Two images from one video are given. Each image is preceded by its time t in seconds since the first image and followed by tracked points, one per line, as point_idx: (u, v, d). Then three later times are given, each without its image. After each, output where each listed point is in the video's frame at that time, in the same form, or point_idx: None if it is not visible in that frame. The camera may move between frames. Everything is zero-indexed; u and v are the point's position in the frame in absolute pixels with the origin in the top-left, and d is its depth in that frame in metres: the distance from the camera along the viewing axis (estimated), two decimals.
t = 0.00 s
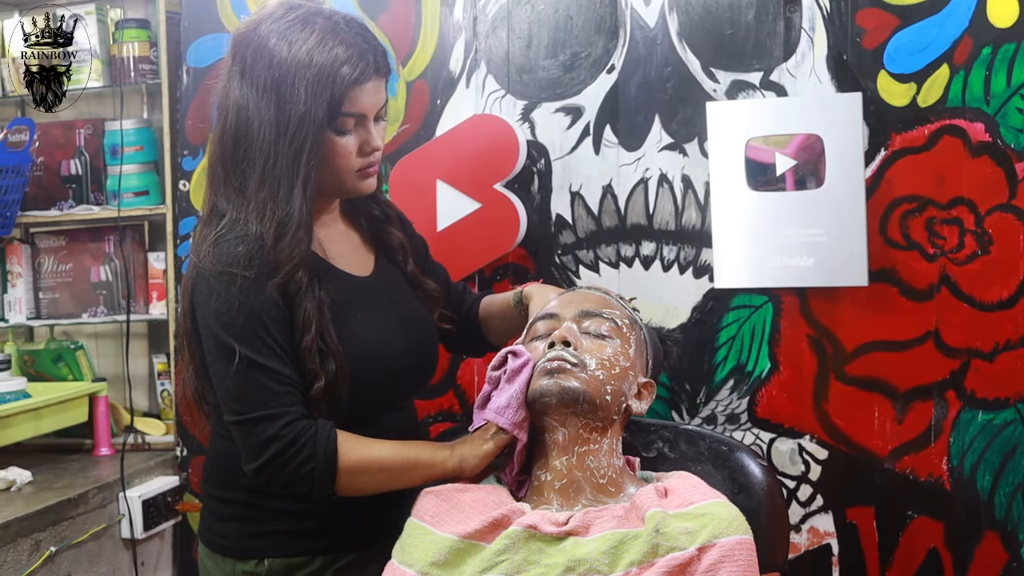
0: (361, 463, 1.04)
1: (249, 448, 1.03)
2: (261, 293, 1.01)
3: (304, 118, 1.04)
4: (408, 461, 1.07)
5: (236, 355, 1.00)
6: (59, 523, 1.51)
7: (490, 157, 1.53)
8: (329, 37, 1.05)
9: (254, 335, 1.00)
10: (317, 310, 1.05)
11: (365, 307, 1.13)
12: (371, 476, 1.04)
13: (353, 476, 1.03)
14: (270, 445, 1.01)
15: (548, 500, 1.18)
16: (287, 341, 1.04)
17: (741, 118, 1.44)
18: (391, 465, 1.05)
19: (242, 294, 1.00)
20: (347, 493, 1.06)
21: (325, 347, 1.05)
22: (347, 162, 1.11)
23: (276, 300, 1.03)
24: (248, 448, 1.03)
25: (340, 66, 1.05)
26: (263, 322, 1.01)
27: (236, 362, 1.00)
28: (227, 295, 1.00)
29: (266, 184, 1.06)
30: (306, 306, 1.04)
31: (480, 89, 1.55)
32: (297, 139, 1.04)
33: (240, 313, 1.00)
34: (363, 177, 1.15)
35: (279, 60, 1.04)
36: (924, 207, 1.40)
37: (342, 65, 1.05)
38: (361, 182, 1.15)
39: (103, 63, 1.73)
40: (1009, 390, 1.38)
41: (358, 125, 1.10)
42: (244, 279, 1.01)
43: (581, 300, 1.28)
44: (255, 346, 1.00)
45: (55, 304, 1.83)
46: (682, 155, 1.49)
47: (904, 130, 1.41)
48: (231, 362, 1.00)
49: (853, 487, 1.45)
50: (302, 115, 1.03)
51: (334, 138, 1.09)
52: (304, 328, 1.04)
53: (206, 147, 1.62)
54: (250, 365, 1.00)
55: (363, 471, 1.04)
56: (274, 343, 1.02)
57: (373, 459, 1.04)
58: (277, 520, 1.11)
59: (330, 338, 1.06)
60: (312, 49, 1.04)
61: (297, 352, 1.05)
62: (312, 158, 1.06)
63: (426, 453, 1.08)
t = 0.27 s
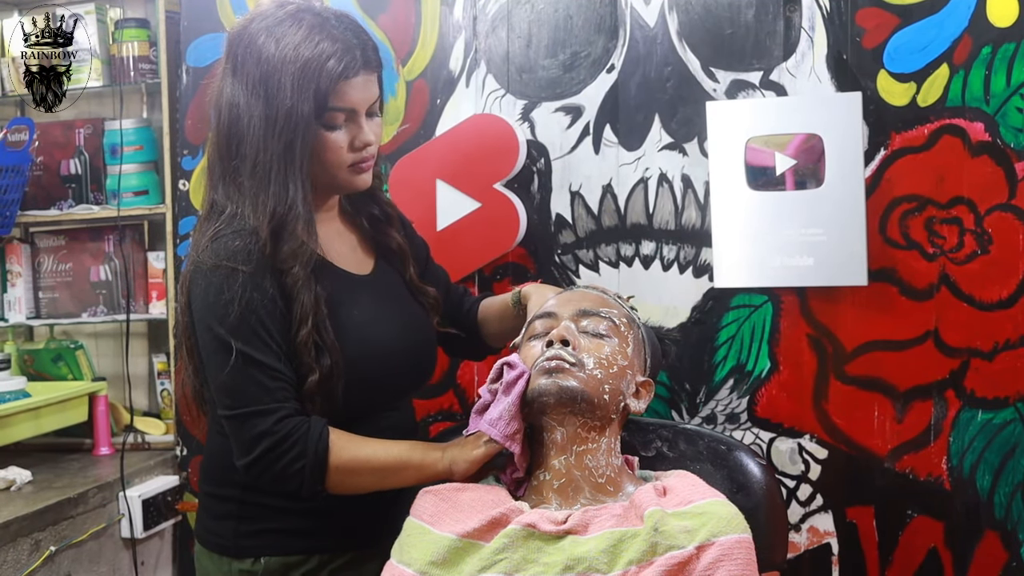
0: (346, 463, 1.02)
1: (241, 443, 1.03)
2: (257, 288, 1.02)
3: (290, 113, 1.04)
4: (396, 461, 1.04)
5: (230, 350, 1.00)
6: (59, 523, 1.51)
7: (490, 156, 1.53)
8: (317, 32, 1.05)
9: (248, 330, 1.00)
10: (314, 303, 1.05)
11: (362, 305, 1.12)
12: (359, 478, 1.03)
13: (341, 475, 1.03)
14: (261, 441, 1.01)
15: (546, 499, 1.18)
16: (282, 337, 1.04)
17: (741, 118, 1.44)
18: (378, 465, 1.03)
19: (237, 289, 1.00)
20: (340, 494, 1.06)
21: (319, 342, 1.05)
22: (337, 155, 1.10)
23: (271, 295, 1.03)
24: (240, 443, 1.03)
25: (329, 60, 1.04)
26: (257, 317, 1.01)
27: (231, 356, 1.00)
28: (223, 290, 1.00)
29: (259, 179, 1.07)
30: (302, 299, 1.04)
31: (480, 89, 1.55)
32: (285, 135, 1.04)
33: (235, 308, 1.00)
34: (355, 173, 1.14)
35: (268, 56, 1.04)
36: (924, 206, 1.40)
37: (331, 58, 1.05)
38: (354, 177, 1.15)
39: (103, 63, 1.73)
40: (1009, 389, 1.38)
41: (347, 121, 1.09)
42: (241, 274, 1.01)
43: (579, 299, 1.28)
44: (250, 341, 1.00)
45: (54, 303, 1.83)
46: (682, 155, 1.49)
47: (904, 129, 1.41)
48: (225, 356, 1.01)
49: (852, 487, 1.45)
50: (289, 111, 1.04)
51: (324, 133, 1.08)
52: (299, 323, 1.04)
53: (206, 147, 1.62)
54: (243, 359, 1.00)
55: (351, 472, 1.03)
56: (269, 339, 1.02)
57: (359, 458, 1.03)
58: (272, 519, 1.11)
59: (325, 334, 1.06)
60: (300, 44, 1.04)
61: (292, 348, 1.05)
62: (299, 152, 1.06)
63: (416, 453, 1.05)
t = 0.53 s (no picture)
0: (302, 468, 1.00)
1: (206, 425, 1.04)
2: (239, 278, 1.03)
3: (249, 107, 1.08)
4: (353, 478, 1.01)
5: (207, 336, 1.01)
6: (59, 523, 1.51)
7: (491, 156, 1.52)
8: (293, 32, 1.08)
9: (227, 317, 1.01)
10: (298, 282, 1.05)
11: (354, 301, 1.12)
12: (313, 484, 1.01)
13: (295, 478, 1.01)
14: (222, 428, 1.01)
15: (546, 499, 1.20)
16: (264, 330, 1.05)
17: (741, 118, 1.44)
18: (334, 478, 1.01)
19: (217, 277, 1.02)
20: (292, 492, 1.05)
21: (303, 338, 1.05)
22: (293, 149, 1.12)
23: (251, 276, 1.03)
24: (205, 425, 1.04)
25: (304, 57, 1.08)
26: (238, 306, 1.02)
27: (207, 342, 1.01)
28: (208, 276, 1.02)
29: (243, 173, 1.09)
30: (287, 275, 1.05)
31: (480, 89, 1.55)
32: (240, 119, 1.09)
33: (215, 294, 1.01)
34: (318, 171, 1.13)
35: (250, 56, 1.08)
36: (924, 206, 1.40)
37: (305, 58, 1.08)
38: (319, 176, 1.13)
39: (103, 63, 1.73)
40: (1009, 389, 1.38)
41: (300, 113, 1.11)
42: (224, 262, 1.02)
43: (577, 299, 1.29)
44: (228, 329, 1.01)
45: (55, 303, 1.83)
46: (682, 155, 1.49)
47: (904, 129, 1.41)
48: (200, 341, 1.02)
49: (852, 487, 1.45)
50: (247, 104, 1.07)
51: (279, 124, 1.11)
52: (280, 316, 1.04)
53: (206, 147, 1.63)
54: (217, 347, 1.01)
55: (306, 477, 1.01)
56: (245, 329, 1.03)
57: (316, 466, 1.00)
58: (252, 516, 1.10)
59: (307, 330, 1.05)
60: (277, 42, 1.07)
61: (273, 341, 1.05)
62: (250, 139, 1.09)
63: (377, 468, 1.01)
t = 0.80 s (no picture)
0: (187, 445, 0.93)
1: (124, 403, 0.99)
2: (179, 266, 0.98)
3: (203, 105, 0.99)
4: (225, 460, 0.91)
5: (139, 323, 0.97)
6: (59, 523, 1.51)
7: (491, 156, 1.52)
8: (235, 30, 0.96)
9: (156, 299, 0.96)
10: (237, 267, 0.98)
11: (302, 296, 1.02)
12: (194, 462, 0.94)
13: (184, 460, 0.94)
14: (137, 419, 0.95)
15: (545, 498, 1.19)
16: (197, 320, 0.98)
17: (741, 118, 1.44)
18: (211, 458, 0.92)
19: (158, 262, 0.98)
20: (195, 474, 0.99)
21: (244, 326, 0.97)
22: (218, 142, 0.99)
23: (185, 253, 0.98)
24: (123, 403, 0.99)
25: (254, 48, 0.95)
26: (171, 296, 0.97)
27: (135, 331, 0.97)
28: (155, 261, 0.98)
29: (188, 166, 1.02)
30: (224, 254, 0.99)
31: (480, 89, 1.55)
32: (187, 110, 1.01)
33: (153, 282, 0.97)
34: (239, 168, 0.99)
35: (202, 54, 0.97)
36: (924, 207, 1.40)
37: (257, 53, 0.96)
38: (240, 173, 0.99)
39: (103, 63, 1.72)
40: (1009, 390, 1.38)
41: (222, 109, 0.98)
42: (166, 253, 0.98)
43: (574, 299, 1.30)
44: (157, 320, 0.96)
45: (54, 303, 1.84)
46: (682, 155, 1.49)
47: (904, 130, 1.41)
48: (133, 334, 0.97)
49: (852, 487, 1.45)
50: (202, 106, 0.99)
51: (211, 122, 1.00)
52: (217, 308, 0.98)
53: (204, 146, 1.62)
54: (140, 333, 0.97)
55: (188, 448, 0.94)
56: (175, 319, 0.97)
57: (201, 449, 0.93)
58: (203, 511, 1.06)
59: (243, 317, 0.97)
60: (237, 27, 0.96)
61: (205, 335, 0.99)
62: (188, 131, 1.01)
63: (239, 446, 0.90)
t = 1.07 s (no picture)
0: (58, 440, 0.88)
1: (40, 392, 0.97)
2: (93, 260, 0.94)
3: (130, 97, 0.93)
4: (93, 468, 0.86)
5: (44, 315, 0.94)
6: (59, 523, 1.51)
7: (490, 157, 1.51)
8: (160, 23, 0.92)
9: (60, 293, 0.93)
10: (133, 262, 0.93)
11: (214, 294, 0.95)
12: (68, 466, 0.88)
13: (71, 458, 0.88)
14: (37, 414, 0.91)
15: (545, 498, 1.19)
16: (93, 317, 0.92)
17: (742, 118, 1.44)
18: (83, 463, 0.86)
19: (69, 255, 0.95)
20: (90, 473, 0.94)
21: (139, 322, 0.91)
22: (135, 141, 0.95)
23: (88, 243, 0.95)
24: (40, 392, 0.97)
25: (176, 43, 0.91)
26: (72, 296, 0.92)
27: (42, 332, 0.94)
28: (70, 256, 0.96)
29: (106, 163, 0.97)
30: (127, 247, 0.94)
31: (481, 90, 1.55)
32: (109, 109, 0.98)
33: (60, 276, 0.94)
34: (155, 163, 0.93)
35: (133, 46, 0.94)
36: (924, 207, 1.40)
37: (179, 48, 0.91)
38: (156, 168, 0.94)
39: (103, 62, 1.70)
40: (1009, 390, 1.38)
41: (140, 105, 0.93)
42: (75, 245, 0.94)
43: (574, 299, 1.30)
44: (59, 314, 0.92)
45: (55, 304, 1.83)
46: (682, 155, 1.49)
47: (904, 130, 1.41)
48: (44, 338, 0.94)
49: (852, 487, 1.45)
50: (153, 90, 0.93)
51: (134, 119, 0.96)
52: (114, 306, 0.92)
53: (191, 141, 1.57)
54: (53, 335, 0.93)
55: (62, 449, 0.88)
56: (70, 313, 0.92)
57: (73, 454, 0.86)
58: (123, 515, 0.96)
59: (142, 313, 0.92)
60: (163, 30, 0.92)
61: (102, 334, 0.93)
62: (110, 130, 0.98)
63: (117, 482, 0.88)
